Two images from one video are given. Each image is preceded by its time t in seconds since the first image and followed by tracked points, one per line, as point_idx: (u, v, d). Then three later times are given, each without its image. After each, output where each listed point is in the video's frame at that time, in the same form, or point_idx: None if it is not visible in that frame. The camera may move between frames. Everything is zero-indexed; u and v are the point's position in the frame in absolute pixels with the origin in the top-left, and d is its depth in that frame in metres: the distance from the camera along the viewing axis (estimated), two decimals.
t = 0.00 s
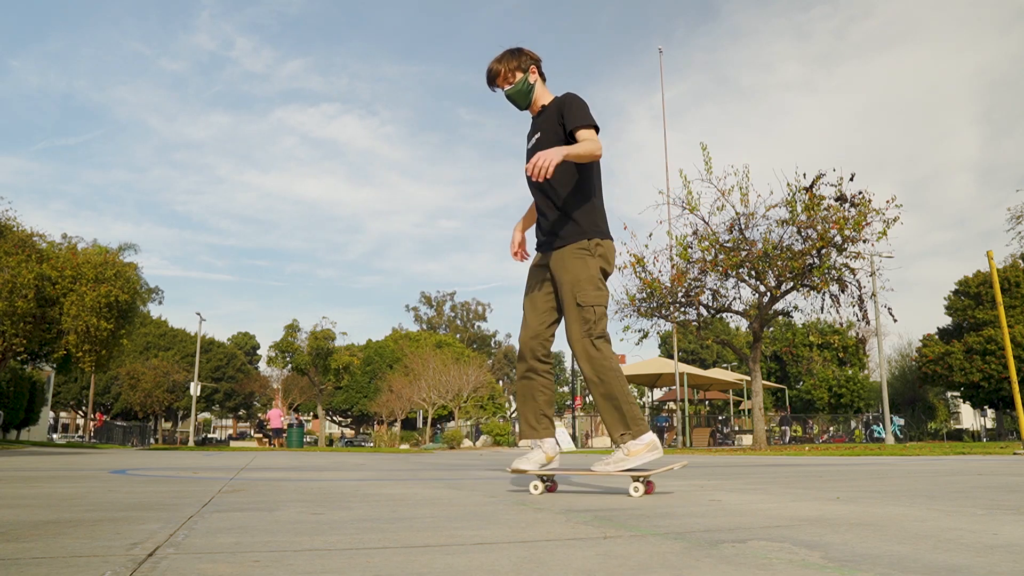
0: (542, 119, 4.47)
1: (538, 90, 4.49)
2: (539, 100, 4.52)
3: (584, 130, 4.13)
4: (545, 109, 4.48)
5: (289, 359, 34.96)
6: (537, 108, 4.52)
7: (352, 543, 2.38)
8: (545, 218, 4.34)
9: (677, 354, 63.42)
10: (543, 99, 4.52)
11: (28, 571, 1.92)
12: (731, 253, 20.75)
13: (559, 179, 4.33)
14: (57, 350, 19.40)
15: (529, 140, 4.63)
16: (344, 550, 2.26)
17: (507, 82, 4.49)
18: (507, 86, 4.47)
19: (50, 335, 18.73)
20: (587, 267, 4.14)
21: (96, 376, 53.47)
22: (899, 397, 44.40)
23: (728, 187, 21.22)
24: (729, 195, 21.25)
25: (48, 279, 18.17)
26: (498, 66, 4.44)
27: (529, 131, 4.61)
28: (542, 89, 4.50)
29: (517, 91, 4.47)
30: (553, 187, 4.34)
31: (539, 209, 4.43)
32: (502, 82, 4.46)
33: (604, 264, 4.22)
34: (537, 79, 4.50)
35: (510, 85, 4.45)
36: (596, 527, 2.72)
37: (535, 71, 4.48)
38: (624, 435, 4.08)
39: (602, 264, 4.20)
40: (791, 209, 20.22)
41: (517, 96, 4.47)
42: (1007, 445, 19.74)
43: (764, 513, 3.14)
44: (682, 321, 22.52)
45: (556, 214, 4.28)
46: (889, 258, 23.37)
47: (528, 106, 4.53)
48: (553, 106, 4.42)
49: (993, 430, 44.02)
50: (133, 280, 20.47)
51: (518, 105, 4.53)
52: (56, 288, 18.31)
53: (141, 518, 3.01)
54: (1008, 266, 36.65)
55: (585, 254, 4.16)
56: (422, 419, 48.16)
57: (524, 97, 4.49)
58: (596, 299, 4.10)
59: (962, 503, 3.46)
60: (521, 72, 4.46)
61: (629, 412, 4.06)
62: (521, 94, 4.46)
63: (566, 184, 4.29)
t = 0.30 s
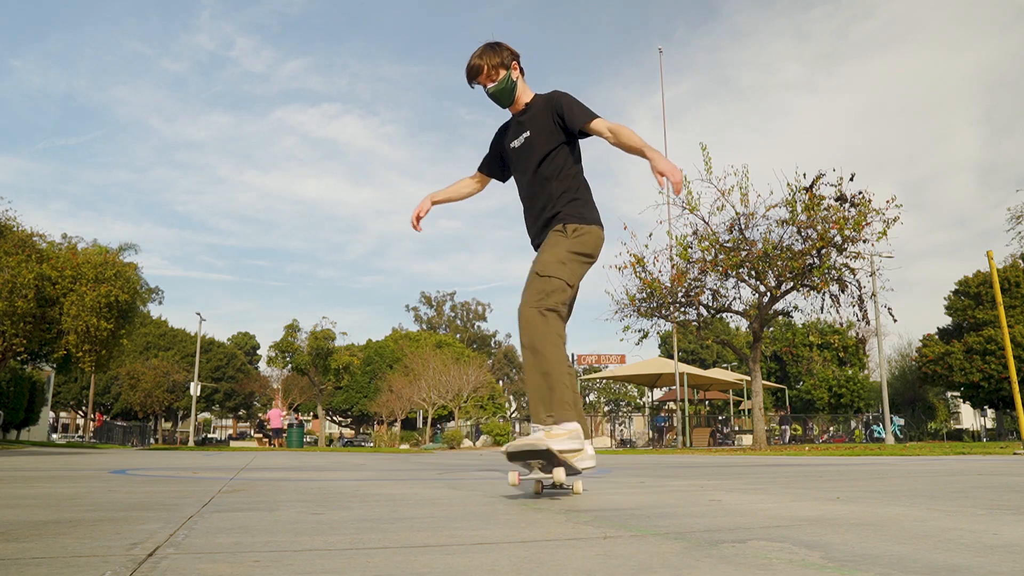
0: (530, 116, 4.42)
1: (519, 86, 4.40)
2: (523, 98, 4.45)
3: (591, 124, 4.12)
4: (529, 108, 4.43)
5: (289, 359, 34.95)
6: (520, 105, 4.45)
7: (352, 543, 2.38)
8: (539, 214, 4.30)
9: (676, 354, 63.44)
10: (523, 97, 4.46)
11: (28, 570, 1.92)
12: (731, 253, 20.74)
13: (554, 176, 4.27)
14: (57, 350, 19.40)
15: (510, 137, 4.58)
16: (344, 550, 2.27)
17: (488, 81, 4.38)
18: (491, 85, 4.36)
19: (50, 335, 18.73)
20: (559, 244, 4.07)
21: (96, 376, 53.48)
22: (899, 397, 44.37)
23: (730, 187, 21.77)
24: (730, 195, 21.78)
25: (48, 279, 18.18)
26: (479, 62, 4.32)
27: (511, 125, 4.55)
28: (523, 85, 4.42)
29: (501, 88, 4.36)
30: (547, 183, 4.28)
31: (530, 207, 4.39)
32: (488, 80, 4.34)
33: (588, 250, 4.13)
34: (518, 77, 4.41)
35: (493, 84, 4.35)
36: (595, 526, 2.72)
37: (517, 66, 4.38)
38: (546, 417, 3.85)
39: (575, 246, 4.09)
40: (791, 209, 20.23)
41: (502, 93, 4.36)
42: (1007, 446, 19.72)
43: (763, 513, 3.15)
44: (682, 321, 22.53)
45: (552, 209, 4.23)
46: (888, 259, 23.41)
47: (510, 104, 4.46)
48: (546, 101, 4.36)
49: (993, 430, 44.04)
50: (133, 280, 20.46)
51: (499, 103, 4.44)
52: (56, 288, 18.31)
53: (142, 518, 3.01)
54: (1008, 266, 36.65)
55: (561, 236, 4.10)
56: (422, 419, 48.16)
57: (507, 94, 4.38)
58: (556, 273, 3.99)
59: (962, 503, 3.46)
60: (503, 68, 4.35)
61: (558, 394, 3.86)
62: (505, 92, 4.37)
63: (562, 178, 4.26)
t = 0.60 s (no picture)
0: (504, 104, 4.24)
1: (498, 74, 4.27)
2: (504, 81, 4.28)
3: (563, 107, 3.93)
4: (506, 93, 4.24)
5: (289, 359, 34.95)
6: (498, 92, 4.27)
7: (353, 543, 2.39)
8: (514, 208, 4.17)
9: (676, 354, 63.46)
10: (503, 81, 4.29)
11: (28, 571, 1.92)
12: (731, 253, 20.75)
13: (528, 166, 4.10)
14: (57, 350, 19.41)
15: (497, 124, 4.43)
16: (344, 550, 2.27)
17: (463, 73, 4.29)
18: (465, 75, 4.28)
19: (50, 335, 18.73)
20: (541, 251, 3.92)
21: (96, 376, 53.51)
22: (899, 397, 44.38)
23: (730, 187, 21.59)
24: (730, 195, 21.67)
25: (48, 279, 18.19)
26: (449, 57, 4.27)
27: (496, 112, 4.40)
28: (503, 72, 4.28)
29: (479, 77, 4.25)
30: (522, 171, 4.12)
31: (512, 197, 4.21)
32: (459, 73, 4.28)
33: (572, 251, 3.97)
34: (495, 64, 4.27)
35: (466, 76, 4.27)
36: (594, 526, 2.72)
37: (492, 53, 4.27)
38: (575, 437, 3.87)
39: (557, 250, 3.92)
40: (791, 209, 20.23)
41: (478, 82, 4.24)
42: (1008, 446, 19.72)
43: (762, 513, 3.15)
44: (683, 321, 22.51)
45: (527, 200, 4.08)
46: (889, 258, 23.41)
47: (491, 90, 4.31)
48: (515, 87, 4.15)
49: (993, 430, 44.05)
50: (133, 280, 20.44)
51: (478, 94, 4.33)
52: (55, 288, 18.31)
53: (141, 519, 3.01)
54: (1008, 266, 36.64)
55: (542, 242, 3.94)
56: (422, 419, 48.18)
57: (486, 84, 4.26)
58: (543, 284, 3.89)
59: (962, 503, 3.46)
60: (477, 57, 4.26)
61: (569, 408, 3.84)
62: (480, 80, 4.24)
63: (536, 169, 4.07)
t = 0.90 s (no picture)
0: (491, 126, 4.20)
1: (486, 102, 4.23)
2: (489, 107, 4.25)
3: (505, 119, 3.85)
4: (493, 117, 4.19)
5: (289, 359, 34.92)
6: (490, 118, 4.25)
7: (353, 543, 2.38)
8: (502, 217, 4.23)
9: (677, 354, 63.47)
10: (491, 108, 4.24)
11: (28, 571, 1.92)
12: (732, 253, 20.75)
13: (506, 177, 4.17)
14: (57, 350, 19.41)
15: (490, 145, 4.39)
16: (344, 550, 2.27)
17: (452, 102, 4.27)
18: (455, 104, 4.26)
19: (50, 335, 18.74)
20: (508, 286, 3.91)
21: (96, 376, 53.50)
22: (899, 397, 44.39)
23: (730, 188, 22.13)
24: (730, 196, 22.16)
25: (48, 279, 18.19)
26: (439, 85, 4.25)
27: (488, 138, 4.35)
28: (491, 99, 4.24)
29: (469, 105, 4.23)
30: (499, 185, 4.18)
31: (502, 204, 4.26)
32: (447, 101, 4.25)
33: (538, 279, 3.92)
34: (484, 92, 4.24)
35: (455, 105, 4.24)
36: (595, 527, 2.72)
37: (481, 82, 4.23)
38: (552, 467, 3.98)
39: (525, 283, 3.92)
40: (792, 209, 20.23)
41: (466, 107, 4.23)
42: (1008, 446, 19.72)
43: (762, 513, 3.14)
44: (683, 321, 22.53)
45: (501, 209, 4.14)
46: (889, 258, 23.42)
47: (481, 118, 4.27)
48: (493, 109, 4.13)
49: (993, 431, 44.04)
50: (133, 280, 20.43)
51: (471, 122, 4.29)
52: (55, 288, 18.33)
53: (142, 519, 3.01)
54: (1008, 266, 36.64)
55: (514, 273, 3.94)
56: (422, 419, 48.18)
57: (474, 112, 4.25)
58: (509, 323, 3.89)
59: (962, 503, 3.46)
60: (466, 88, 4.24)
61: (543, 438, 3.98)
62: (469, 107, 4.23)
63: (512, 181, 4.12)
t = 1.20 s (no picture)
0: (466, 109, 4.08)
1: (460, 85, 4.14)
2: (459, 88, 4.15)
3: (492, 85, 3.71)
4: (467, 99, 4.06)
5: (289, 359, 34.90)
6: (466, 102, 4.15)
7: (353, 543, 2.38)
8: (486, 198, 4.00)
9: (677, 354, 63.47)
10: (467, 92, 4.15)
11: (27, 571, 1.92)
12: (731, 253, 20.76)
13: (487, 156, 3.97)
14: (57, 350, 19.41)
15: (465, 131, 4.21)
16: (343, 550, 2.27)
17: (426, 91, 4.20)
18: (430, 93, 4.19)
19: (50, 335, 18.74)
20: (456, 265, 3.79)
21: (97, 376, 53.52)
22: (899, 397, 44.39)
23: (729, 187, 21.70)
24: (730, 195, 21.74)
25: (48, 279, 18.19)
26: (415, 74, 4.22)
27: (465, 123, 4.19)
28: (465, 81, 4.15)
29: (442, 91, 4.15)
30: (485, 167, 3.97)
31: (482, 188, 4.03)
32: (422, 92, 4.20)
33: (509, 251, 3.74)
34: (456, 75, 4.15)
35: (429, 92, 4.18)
36: (595, 527, 2.72)
37: (452, 64, 4.15)
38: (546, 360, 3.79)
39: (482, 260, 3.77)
40: (792, 209, 20.22)
41: (440, 94, 4.14)
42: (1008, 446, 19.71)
43: (764, 513, 3.14)
44: (682, 321, 22.53)
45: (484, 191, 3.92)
46: (889, 258, 23.40)
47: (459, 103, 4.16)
48: (466, 88, 4.03)
49: (993, 430, 44.04)
50: (133, 280, 20.42)
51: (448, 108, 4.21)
52: (55, 288, 18.33)
53: (142, 519, 3.01)
54: (1008, 266, 36.61)
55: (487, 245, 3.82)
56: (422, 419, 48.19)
57: (451, 96, 4.15)
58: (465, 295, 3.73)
59: (962, 503, 3.46)
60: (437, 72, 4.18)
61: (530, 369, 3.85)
62: (443, 93, 4.14)
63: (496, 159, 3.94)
